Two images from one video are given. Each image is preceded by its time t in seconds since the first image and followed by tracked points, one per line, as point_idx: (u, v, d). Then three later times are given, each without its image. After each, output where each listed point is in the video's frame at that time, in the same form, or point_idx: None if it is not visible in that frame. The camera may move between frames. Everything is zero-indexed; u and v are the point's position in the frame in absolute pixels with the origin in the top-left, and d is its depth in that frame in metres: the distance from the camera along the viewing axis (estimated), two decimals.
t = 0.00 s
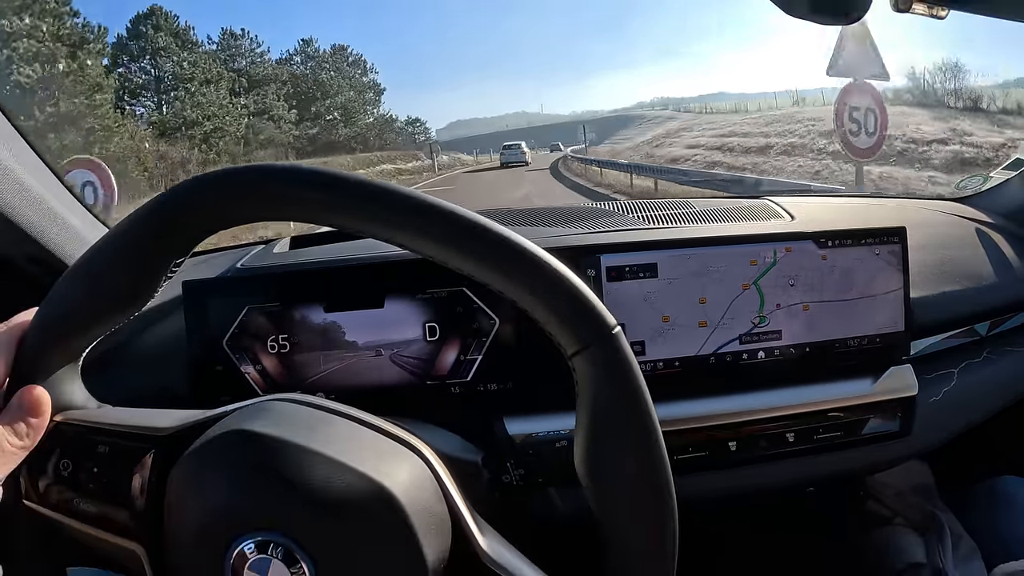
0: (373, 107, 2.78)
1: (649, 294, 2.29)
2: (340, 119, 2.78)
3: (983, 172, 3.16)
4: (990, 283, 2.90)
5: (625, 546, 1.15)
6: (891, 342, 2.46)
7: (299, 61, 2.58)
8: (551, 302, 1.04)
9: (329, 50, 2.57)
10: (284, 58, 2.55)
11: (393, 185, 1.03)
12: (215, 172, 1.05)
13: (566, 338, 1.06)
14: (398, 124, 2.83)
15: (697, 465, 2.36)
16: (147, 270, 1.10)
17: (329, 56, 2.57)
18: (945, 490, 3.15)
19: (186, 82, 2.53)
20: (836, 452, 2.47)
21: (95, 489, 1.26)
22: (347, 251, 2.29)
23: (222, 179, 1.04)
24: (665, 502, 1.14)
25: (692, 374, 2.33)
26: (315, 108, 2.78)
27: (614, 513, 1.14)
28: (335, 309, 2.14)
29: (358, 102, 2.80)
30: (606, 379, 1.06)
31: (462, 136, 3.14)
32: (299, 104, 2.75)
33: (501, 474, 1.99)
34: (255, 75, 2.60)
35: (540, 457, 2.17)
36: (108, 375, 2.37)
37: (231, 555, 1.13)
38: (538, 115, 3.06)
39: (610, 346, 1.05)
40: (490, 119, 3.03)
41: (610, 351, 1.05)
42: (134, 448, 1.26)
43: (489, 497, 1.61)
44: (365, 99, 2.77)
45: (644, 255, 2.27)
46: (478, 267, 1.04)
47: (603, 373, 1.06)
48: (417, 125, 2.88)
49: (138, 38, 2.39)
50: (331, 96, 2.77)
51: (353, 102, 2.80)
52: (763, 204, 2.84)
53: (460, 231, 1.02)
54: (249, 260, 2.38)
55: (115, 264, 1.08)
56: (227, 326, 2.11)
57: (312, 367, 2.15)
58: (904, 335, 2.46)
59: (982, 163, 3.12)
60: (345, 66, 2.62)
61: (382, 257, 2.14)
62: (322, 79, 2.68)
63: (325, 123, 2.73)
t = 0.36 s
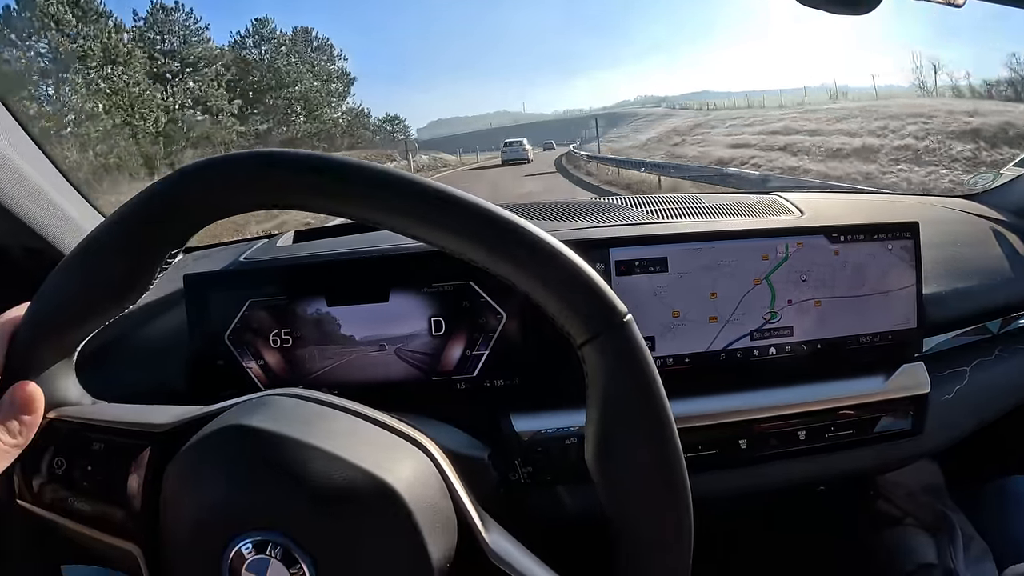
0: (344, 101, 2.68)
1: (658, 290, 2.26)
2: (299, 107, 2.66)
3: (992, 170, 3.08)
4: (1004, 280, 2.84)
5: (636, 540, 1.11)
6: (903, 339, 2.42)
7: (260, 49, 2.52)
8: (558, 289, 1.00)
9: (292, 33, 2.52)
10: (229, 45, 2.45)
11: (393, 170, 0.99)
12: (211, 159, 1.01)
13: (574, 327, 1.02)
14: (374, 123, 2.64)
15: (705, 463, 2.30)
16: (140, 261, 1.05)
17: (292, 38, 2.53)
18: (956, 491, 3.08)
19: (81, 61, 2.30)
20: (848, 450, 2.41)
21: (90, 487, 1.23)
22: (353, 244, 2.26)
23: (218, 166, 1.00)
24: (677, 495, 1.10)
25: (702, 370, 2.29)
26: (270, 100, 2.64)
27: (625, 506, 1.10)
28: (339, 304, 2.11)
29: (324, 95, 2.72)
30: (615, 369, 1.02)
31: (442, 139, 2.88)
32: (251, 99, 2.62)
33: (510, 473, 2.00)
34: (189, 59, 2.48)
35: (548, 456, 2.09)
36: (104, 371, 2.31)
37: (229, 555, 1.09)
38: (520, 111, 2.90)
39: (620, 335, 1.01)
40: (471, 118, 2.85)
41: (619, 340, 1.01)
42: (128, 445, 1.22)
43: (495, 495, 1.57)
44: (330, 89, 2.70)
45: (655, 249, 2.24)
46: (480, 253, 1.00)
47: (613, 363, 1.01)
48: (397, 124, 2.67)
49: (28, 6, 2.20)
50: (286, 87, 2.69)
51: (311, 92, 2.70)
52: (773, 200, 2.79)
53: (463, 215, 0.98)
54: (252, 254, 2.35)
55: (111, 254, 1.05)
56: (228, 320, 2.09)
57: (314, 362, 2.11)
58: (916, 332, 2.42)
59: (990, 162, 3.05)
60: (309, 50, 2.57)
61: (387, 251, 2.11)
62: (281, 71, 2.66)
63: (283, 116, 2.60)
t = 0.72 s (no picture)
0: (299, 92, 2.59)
1: (657, 288, 2.25)
2: (238, 98, 2.55)
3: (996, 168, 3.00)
4: (1007, 279, 2.81)
5: (630, 533, 1.11)
6: (904, 338, 2.41)
7: (201, 32, 2.43)
8: (547, 283, 0.99)
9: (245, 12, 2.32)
10: (141, 23, 2.32)
11: (382, 168, 0.99)
12: (201, 161, 1.01)
13: (565, 322, 1.01)
14: (347, 121, 2.50)
15: (704, 462, 2.29)
16: (132, 263, 1.05)
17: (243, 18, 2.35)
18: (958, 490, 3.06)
19: None
20: (849, 450, 2.40)
21: (88, 491, 1.21)
22: (351, 242, 2.25)
23: (208, 169, 1.00)
24: (671, 488, 1.09)
25: (702, 369, 2.29)
26: (206, 90, 2.52)
27: (620, 500, 1.09)
28: (337, 301, 2.11)
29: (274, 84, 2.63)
30: (606, 362, 1.01)
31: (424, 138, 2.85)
32: (180, 82, 2.50)
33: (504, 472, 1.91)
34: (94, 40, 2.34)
35: (545, 455, 2.04)
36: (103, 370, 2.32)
37: (225, 555, 1.09)
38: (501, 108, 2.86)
39: (609, 329, 1.01)
40: (453, 117, 2.84)
41: (609, 333, 1.00)
42: (123, 448, 1.21)
43: (491, 494, 1.56)
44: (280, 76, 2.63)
45: (654, 247, 2.23)
46: (468, 249, 0.99)
47: (603, 358, 1.01)
48: (373, 121, 2.54)
49: None
50: (228, 74, 2.55)
51: (254, 78, 2.60)
52: (775, 198, 2.77)
53: (453, 211, 0.97)
54: (252, 251, 2.34)
55: (103, 257, 1.04)
56: (228, 317, 2.09)
57: (313, 360, 2.11)
58: (917, 332, 2.41)
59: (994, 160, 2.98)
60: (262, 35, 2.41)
61: (387, 248, 2.11)
62: (225, 56, 2.51)
63: (223, 108, 2.51)
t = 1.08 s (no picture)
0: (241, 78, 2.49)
1: (660, 287, 2.24)
2: (151, 87, 2.47)
3: (1000, 167, 3.01)
4: (1012, 278, 2.79)
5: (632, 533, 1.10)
6: (909, 338, 2.39)
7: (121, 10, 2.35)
8: (549, 282, 0.98)
9: None
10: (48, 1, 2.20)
11: (380, 164, 0.98)
12: (198, 159, 1.00)
13: (567, 320, 1.00)
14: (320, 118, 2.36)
15: (706, 462, 2.28)
16: (129, 261, 1.04)
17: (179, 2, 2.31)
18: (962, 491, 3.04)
19: None
20: (853, 451, 2.38)
21: (85, 492, 1.22)
22: (352, 241, 2.24)
23: (205, 167, 0.98)
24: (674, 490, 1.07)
25: (705, 368, 2.27)
26: (116, 74, 2.39)
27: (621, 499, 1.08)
28: (338, 300, 2.10)
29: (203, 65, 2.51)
30: (607, 362, 1.00)
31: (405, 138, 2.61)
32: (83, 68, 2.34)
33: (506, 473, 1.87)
34: None
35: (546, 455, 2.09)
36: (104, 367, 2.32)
37: (224, 555, 1.08)
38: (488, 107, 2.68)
39: (611, 328, 1.00)
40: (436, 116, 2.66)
41: (610, 332, 1.00)
42: (122, 447, 1.20)
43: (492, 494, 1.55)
44: (211, 59, 2.49)
45: (658, 246, 2.22)
46: (469, 247, 0.98)
47: (605, 357, 1.00)
48: (347, 119, 2.39)
49: None
50: (138, 57, 2.43)
51: (173, 59, 2.48)
52: (779, 197, 2.74)
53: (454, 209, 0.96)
54: (253, 249, 2.33)
55: (101, 257, 1.03)
56: (229, 316, 2.08)
57: (315, 359, 2.10)
58: (923, 332, 2.39)
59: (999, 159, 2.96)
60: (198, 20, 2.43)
61: (389, 247, 2.10)
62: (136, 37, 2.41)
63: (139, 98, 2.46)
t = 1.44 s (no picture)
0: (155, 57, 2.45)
1: (664, 284, 2.22)
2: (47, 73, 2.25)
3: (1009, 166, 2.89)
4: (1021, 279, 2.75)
5: (637, 536, 1.07)
6: (915, 338, 2.37)
7: None
8: (551, 275, 0.95)
9: None
10: None
11: (375, 154, 0.95)
12: (193, 149, 0.97)
13: (569, 314, 0.98)
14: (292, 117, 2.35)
15: (709, 462, 2.25)
16: (119, 256, 1.02)
17: None
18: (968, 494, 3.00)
19: None
20: (857, 452, 2.36)
21: (80, 486, 1.19)
22: (353, 235, 2.22)
23: (200, 158, 0.96)
24: (679, 489, 1.05)
25: (710, 367, 2.25)
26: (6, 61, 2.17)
27: (625, 500, 1.05)
28: (339, 295, 2.08)
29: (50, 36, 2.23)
30: (609, 357, 0.98)
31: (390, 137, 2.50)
32: None
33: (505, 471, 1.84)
34: None
35: (549, 454, 2.07)
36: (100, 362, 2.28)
37: (218, 553, 1.06)
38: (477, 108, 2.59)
39: (614, 323, 0.97)
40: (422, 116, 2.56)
41: (612, 327, 0.97)
42: (118, 443, 1.18)
43: (493, 492, 1.52)
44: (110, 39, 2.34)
45: (662, 242, 2.20)
46: (470, 240, 0.96)
47: (608, 352, 0.98)
48: (321, 117, 2.39)
49: None
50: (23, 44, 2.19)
51: (48, 35, 2.23)
52: (785, 195, 2.71)
53: (454, 201, 0.94)
54: (254, 243, 2.31)
55: (90, 253, 1.01)
56: (229, 309, 2.06)
57: (315, 354, 2.08)
58: (929, 332, 2.37)
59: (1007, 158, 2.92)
60: None
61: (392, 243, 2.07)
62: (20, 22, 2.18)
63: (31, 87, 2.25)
